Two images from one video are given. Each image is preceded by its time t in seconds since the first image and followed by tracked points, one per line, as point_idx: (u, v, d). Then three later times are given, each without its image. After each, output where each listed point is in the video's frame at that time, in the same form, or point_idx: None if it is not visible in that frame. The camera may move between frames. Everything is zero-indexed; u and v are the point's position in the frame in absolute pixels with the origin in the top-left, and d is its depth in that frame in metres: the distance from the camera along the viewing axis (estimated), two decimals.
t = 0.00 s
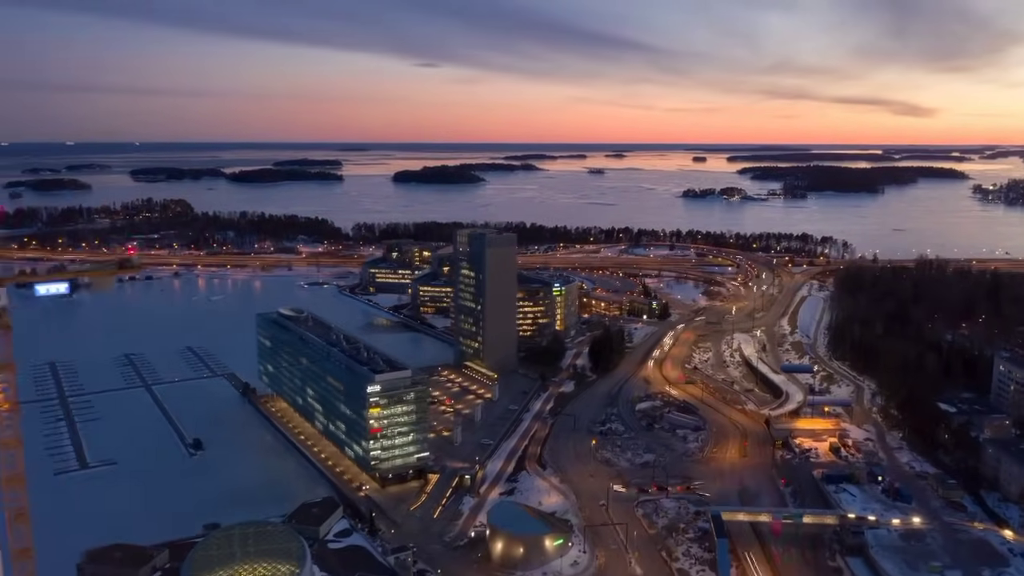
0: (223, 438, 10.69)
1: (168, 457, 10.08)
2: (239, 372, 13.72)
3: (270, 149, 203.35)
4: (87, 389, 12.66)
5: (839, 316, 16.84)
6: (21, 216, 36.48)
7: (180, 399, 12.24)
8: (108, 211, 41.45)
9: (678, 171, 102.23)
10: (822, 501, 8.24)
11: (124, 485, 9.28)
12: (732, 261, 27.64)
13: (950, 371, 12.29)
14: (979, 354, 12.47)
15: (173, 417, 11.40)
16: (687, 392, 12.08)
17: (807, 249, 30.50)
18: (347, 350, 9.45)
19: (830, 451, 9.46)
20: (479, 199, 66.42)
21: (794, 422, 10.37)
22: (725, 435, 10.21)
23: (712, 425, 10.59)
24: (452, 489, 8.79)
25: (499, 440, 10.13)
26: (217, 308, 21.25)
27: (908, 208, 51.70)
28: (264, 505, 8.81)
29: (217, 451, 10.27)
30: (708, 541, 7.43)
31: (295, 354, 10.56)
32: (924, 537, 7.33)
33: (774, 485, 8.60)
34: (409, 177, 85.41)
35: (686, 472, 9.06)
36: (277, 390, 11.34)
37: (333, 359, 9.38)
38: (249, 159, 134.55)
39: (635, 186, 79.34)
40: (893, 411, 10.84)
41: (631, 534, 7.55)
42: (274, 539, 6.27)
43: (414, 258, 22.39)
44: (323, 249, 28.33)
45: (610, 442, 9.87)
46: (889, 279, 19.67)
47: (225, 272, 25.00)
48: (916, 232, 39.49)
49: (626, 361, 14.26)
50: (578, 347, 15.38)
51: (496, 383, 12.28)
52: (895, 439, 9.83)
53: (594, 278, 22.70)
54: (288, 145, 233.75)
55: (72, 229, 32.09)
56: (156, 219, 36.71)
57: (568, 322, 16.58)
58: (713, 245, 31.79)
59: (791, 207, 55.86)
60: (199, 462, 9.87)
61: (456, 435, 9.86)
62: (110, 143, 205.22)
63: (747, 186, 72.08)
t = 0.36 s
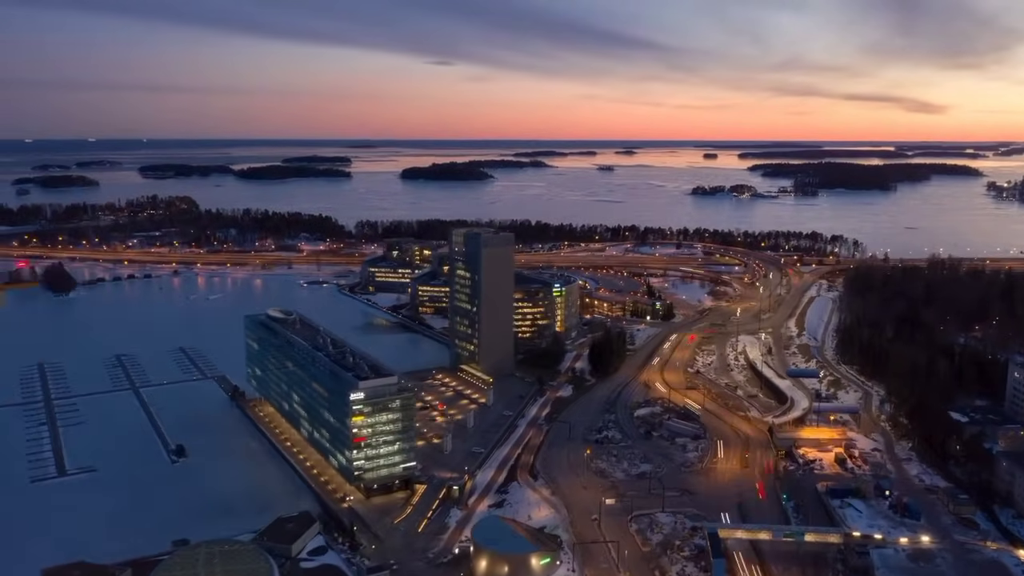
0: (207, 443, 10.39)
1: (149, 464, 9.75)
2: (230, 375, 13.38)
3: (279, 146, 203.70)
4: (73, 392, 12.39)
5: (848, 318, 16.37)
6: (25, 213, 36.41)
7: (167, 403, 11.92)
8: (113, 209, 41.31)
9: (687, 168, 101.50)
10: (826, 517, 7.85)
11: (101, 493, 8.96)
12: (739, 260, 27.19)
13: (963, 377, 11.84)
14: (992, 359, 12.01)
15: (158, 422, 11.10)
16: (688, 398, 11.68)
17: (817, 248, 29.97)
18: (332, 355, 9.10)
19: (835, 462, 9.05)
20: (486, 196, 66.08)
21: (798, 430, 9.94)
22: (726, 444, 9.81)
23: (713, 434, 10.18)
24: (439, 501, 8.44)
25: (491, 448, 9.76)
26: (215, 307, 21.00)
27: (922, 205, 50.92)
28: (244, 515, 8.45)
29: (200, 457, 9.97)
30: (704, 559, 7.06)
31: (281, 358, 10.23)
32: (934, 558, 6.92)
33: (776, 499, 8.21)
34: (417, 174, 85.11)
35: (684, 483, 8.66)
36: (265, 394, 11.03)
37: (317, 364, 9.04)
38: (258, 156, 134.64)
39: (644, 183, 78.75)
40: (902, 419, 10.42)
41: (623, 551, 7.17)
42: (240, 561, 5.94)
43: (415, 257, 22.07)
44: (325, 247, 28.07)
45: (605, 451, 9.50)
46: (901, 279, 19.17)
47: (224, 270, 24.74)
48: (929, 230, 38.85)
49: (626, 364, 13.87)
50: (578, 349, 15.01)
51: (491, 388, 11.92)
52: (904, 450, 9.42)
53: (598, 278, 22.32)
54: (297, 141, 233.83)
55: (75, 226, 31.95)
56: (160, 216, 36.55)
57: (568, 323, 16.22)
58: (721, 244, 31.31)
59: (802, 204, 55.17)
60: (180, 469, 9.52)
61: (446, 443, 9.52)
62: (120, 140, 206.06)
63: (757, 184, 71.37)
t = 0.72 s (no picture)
0: (191, 449, 10.09)
1: (128, 472, 9.43)
2: (220, 378, 13.08)
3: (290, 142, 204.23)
4: (59, 395, 12.14)
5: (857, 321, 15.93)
6: (30, 210, 36.38)
7: (154, 407, 11.62)
8: (118, 205, 41.24)
9: (697, 164, 100.81)
10: (830, 534, 7.46)
11: (75, 502, 8.64)
12: (747, 260, 26.74)
13: (975, 384, 11.41)
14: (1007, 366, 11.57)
15: (143, 426, 10.82)
16: (689, 404, 11.28)
17: (827, 247, 29.45)
18: (316, 361, 8.76)
19: (840, 475, 8.65)
20: (494, 193, 65.74)
21: (802, 440, 9.53)
22: (727, 454, 9.42)
23: (713, 443, 9.79)
24: (425, 513, 8.09)
25: (481, 456, 9.41)
26: (213, 305, 20.76)
27: (935, 203, 50.13)
28: (221, 527, 8.10)
29: (182, 463, 9.67)
30: None
31: (267, 363, 9.90)
32: None
33: (777, 515, 7.83)
34: (425, 171, 84.80)
35: (681, 496, 8.28)
36: (252, 399, 10.71)
37: (301, 370, 8.70)
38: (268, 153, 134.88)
39: (654, 179, 78.17)
40: (911, 428, 10.03)
41: (615, 571, 6.81)
42: None
43: (415, 255, 21.75)
44: (328, 245, 27.80)
45: (601, 461, 9.12)
46: (912, 280, 18.69)
47: (224, 268, 24.50)
48: (943, 228, 38.17)
49: (627, 367, 13.48)
50: (578, 352, 14.64)
51: (485, 393, 11.57)
52: (913, 462, 9.02)
53: (602, 277, 21.93)
54: (308, 138, 234.33)
55: (78, 223, 31.86)
56: (164, 213, 36.45)
57: (569, 325, 15.86)
58: (729, 242, 30.82)
59: (813, 202, 54.51)
60: (159, 477, 9.20)
61: (435, 452, 9.17)
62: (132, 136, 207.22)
63: (768, 181, 70.66)
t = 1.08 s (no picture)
0: (176, 455, 9.82)
1: (110, 479, 9.19)
2: (211, 380, 12.83)
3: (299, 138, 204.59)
4: (46, 397, 11.92)
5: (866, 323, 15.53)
6: (35, 207, 36.36)
7: (142, 410, 11.38)
8: (123, 202, 41.12)
9: (707, 161, 100.14)
10: (832, 551, 7.12)
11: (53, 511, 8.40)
12: (754, 258, 26.30)
13: (986, 392, 11.03)
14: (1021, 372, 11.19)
15: (128, 430, 10.57)
16: (690, 409, 10.94)
17: (837, 246, 28.97)
18: (301, 366, 8.47)
19: (844, 488, 8.29)
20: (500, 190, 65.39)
21: (806, 450, 9.16)
22: (727, 464, 9.07)
23: (713, 451, 9.45)
24: (411, 525, 7.79)
25: (472, 464, 9.10)
26: (211, 304, 20.54)
27: (948, 201, 49.46)
28: (200, 539, 7.83)
29: (164, 470, 9.41)
30: None
31: (253, 367, 9.62)
32: None
33: (778, 530, 7.49)
34: (433, 168, 84.54)
35: (678, 508, 7.96)
36: (239, 403, 10.44)
37: (285, 375, 8.42)
38: (276, 150, 134.80)
39: (662, 176, 77.60)
40: (920, 437, 9.69)
41: None
42: None
43: (416, 254, 21.46)
44: (329, 242, 27.55)
45: (595, 471, 8.81)
46: (923, 280, 18.24)
47: (224, 266, 24.31)
48: (956, 227, 37.57)
49: (627, 371, 13.14)
50: (578, 354, 14.33)
51: (480, 398, 11.26)
52: (922, 474, 8.65)
53: (605, 277, 21.58)
54: (317, 134, 234.62)
55: (81, 220, 31.73)
56: (168, 210, 36.34)
57: (570, 326, 15.52)
58: (736, 241, 30.37)
59: (824, 199, 53.86)
60: (141, 485, 8.95)
61: (424, 459, 8.87)
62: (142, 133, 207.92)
63: (778, 178, 69.98)
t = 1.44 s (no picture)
0: (158, 461, 9.54)
1: (88, 486, 8.91)
2: (201, 381, 12.56)
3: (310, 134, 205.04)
4: (32, 399, 11.66)
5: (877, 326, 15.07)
6: (41, 203, 36.30)
7: (127, 414, 11.12)
8: (129, 199, 41.04)
9: (718, 158, 99.26)
10: (834, 572, 6.75)
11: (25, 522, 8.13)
12: (764, 257, 25.81)
13: (1000, 400, 10.60)
14: None
15: (111, 435, 10.29)
16: (690, 416, 10.56)
17: (848, 244, 28.43)
18: (281, 373, 8.16)
19: (849, 502, 7.90)
20: (509, 187, 65.03)
21: (810, 461, 8.77)
22: (727, 475, 8.70)
23: (713, 461, 9.08)
24: (394, 539, 7.46)
25: (461, 474, 8.77)
26: (209, 303, 20.31)
27: (963, 198, 48.59)
28: (174, 552, 7.55)
29: (144, 478, 9.12)
30: None
31: (236, 372, 9.33)
32: None
33: (777, 549, 7.12)
34: (442, 164, 84.24)
35: (673, 524, 7.59)
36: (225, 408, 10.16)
37: (265, 382, 8.11)
38: (287, 146, 134.87)
39: (673, 173, 76.98)
40: (930, 448, 9.28)
41: None
42: None
43: (417, 252, 21.15)
44: (332, 240, 27.29)
45: (588, 482, 8.46)
46: (936, 281, 17.72)
47: (225, 264, 24.06)
48: (971, 225, 36.88)
49: (627, 375, 12.77)
50: (578, 357, 13.97)
51: (474, 403, 10.93)
52: (931, 488, 8.24)
53: (609, 276, 21.20)
54: (328, 131, 235.15)
55: (85, 217, 31.62)
56: (173, 207, 36.16)
57: (570, 328, 15.17)
58: (745, 239, 29.88)
59: (837, 197, 53.12)
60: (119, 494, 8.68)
61: (411, 469, 8.54)
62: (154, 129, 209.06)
63: (790, 175, 69.21)
